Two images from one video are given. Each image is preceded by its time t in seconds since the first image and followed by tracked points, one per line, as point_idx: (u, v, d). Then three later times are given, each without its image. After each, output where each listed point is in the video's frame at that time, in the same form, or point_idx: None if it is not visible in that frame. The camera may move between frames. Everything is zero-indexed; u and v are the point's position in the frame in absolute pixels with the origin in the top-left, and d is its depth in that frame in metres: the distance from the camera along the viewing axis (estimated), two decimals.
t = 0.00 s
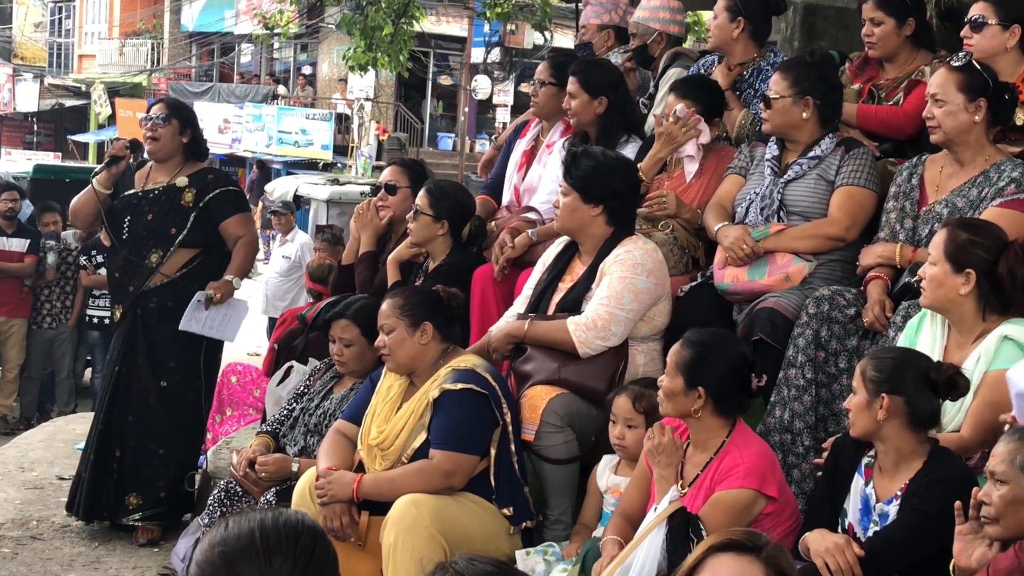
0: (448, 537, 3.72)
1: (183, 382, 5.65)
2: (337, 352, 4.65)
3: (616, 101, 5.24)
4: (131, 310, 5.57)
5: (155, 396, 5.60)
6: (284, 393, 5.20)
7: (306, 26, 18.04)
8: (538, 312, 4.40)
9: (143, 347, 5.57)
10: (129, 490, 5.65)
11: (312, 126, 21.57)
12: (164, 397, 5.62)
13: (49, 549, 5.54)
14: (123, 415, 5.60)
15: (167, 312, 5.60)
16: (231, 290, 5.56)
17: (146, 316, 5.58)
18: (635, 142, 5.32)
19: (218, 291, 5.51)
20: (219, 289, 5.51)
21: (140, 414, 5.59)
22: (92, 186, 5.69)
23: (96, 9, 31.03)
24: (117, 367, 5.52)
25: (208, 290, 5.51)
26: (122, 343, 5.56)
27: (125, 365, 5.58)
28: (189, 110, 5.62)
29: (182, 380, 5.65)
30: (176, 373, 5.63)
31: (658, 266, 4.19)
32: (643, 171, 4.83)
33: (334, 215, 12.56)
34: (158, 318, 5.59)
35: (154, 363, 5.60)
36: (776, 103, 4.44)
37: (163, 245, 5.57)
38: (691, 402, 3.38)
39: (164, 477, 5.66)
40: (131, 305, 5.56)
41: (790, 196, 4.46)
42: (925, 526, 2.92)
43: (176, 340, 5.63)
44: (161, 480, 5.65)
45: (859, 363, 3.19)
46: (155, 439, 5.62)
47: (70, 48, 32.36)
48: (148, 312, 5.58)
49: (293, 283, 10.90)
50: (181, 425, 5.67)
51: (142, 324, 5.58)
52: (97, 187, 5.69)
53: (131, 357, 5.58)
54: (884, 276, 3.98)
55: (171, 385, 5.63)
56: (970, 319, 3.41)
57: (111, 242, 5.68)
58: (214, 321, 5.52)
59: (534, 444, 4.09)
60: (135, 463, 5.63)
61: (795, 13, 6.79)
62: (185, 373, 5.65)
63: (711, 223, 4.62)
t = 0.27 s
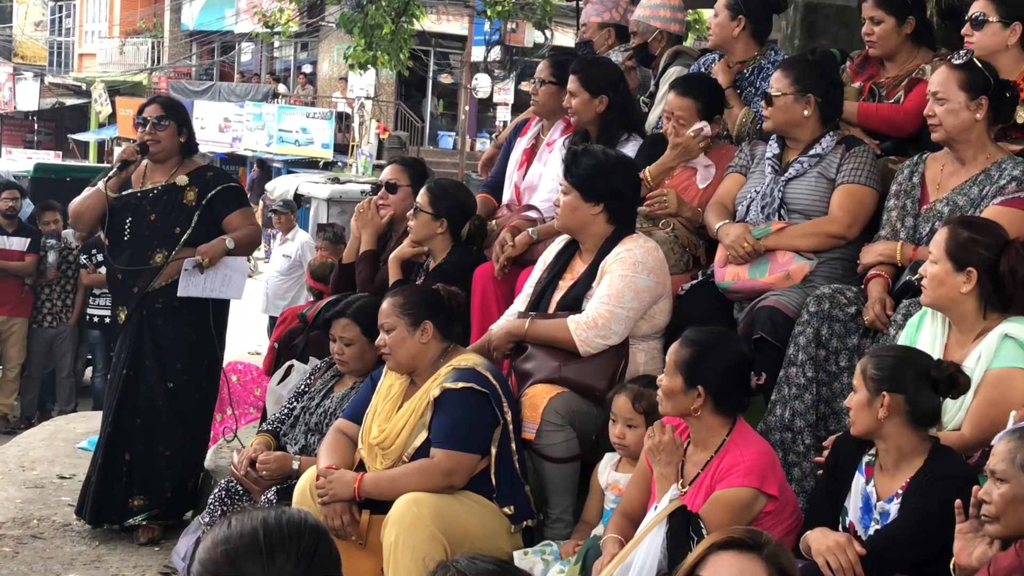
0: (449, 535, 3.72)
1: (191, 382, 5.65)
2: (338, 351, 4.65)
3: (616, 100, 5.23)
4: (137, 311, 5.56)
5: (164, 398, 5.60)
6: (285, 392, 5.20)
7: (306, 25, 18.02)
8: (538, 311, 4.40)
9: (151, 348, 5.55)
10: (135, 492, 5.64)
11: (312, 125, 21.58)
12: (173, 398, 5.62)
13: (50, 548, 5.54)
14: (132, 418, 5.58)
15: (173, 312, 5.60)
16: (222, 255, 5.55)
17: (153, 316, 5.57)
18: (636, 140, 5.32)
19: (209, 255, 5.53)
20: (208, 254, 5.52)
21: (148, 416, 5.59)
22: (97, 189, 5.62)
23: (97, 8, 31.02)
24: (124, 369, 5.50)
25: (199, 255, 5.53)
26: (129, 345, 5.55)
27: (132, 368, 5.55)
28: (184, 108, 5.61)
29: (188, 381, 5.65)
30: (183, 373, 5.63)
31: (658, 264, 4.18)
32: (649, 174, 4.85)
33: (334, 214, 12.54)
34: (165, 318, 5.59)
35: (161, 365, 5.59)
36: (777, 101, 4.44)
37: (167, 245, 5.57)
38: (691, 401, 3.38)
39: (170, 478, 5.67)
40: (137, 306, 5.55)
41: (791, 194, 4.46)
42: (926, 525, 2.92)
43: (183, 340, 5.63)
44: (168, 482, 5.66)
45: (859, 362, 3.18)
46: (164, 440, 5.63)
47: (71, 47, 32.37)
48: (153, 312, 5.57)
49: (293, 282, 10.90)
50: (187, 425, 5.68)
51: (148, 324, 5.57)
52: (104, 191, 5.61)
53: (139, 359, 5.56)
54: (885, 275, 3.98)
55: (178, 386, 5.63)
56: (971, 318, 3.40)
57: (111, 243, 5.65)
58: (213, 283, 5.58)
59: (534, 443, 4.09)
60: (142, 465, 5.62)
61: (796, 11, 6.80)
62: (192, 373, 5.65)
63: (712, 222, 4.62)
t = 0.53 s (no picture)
0: (451, 534, 3.73)
1: (192, 384, 5.66)
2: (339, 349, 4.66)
3: (617, 98, 5.23)
4: (136, 313, 5.56)
5: (166, 399, 5.60)
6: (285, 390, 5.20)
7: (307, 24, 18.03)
8: (539, 309, 4.40)
9: (152, 349, 5.55)
10: (138, 496, 5.62)
11: (313, 123, 21.61)
12: (175, 399, 5.62)
13: (52, 547, 5.54)
14: (134, 420, 5.58)
15: (173, 313, 5.60)
16: (217, 266, 5.56)
17: (153, 318, 5.57)
18: (637, 138, 5.33)
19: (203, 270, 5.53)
20: (205, 268, 5.52)
21: (151, 418, 5.59)
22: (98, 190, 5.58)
23: (98, 7, 31.05)
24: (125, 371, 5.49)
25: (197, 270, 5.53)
26: (129, 347, 5.54)
27: (133, 370, 5.54)
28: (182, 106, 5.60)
29: (189, 383, 5.65)
30: (184, 375, 5.63)
31: (660, 263, 4.18)
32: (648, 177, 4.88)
33: (335, 212, 12.54)
34: (165, 321, 5.58)
35: (162, 367, 5.59)
36: (778, 100, 4.44)
37: (168, 245, 5.57)
38: (692, 400, 3.38)
39: (172, 480, 5.68)
40: (137, 307, 5.54)
41: (792, 192, 4.46)
42: (928, 524, 2.92)
43: (183, 341, 5.63)
44: (172, 483, 5.67)
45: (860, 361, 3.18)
46: (167, 442, 5.63)
47: (73, 45, 32.41)
48: (154, 314, 5.57)
49: (294, 280, 10.91)
50: (190, 426, 5.69)
51: (148, 326, 5.57)
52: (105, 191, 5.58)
53: (140, 361, 5.55)
54: (886, 273, 3.98)
55: (180, 388, 5.63)
56: (972, 316, 3.40)
57: (110, 243, 5.65)
58: (217, 292, 5.63)
59: (536, 442, 4.09)
60: (144, 468, 5.61)
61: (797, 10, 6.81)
62: (193, 375, 5.66)
63: (713, 220, 4.62)
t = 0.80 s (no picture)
0: (452, 534, 3.73)
1: (191, 387, 5.67)
2: (341, 349, 4.66)
3: (618, 97, 5.23)
4: (135, 314, 5.55)
5: (165, 401, 5.60)
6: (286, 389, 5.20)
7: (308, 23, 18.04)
8: (540, 308, 4.40)
9: (151, 351, 5.55)
10: (138, 498, 5.60)
11: (314, 123, 21.55)
12: (175, 401, 5.62)
13: (52, 546, 5.54)
14: (133, 421, 5.56)
15: (173, 316, 5.61)
16: (212, 279, 5.56)
17: (153, 320, 5.57)
18: (638, 138, 5.32)
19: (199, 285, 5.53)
20: (200, 282, 5.53)
21: (151, 420, 5.58)
22: (96, 189, 5.61)
23: (99, 5, 31.08)
24: (124, 373, 5.49)
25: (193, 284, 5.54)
26: (128, 348, 5.52)
27: (132, 371, 5.52)
28: (183, 106, 5.58)
29: (188, 385, 5.66)
30: (182, 378, 5.64)
31: (661, 262, 4.18)
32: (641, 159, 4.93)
33: (336, 211, 12.54)
34: (164, 323, 5.59)
35: (161, 369, 5.59)
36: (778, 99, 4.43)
37: (168, 247, 5.59)
38: (694, 400, 3.37)
39: (171, 482, 5.67)
40: (136, 309, 5.54)
41: (793, 191, 4.46)
42: (929, 523, 2.92)
43: (182, 344, 5.64)
44: (171, 485, 5.67)
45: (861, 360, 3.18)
46: (167, 444, 5.63)
47: (74, 45, 32.51)
48: (153, 316, 5.57)
49: (295, 279, 10.91)
50: (189, 428, 5.69)
51: (147, 328, 5.56)
52: (103, 190, 5.60)
53: (139, 362, 5.54)
54: (887, 272, 3.98)
55: (179, 390, 5.63)
56: (972, 315, 3.40)
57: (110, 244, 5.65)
58: (213, 308, 5.60)
59: (536, 441, 4.09)
60: (143, 470, 5.60)
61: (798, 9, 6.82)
62: (191, 378, 5.66)
63: (714, 218, 4.62)
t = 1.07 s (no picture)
0: (452, 533, 3.73)
1: (187, 387, 5.67)
2: (342, 348, 4.66)
3: (618, 96, 5.23)
4: (132, 316, 5.55)
5: (162, 402, 5.61)
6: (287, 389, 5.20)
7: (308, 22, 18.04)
8: (541, 307, 4.40)
9: (148, 352, 5.56)
10: (135, 499, 5.60)
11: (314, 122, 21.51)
12: (171, 402, 5.63)
13: (52, 545, 5.55)
14: (130, 422, 5.56)
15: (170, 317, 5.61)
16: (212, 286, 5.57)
17: (150, 321, 5.57)
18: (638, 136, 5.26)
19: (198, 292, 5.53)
20: (199, 290, 5.54)
21: (147, 420, 5.58)
22: (94, 191, 5.60)
23: (99, 4, 31.09)
24: (121, 373, 5.49)
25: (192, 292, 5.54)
26: (125, 349, 5.53)
27: (129, 372, 5.53)
28: (185, 104, 5.58)
29: (184, 386, 5.67)
30: (178, 379, 5.65)
31: (661, 261, 4.18)
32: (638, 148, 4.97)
33: (337, 210, 12.54)
34: (161, 325, 5.59)
35: (158, 370, 5.60)
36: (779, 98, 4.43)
37: (166, 249, 5.58)
38: (697, 400, 3.37)
39: (169, 483, 5.68)
40: (133, 311, 5.54)
41: (794, 190, 4.45)
42: (929, 522, 2.91)
43: (180, 345, 5.64)
44: (168, 486, 5.67)
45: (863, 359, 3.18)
46: (163, 444, 5.63)
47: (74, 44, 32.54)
48: (150, 317, 5.57)
49: (295, 278, 10.92)
50: (185, 428, 5.70)
51: (145, 328, 5.57)
52: (101, 192, 5.59)
53: (136, 363, 5.55)
54: (888, 271, 3.98)
55: (175, 391, 5.64)
56: (973, 314, 3.40)
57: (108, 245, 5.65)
58: (211, 316, 5.60)
59: (537, 440, 4.09)
60: (140, 470, 5.60)
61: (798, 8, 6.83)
62: (188, 379, 5.67)
63: (715, 217, 4.62)
